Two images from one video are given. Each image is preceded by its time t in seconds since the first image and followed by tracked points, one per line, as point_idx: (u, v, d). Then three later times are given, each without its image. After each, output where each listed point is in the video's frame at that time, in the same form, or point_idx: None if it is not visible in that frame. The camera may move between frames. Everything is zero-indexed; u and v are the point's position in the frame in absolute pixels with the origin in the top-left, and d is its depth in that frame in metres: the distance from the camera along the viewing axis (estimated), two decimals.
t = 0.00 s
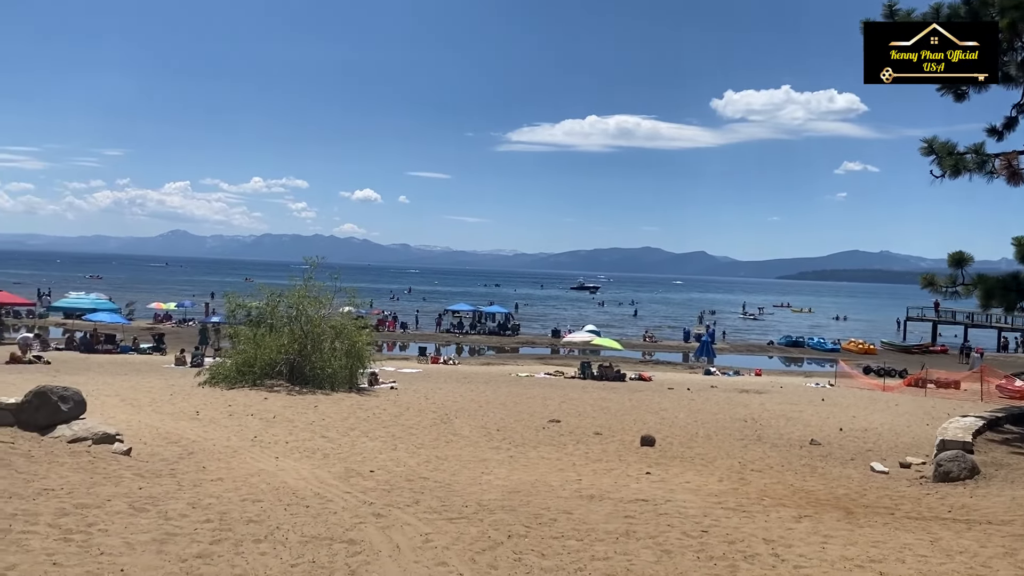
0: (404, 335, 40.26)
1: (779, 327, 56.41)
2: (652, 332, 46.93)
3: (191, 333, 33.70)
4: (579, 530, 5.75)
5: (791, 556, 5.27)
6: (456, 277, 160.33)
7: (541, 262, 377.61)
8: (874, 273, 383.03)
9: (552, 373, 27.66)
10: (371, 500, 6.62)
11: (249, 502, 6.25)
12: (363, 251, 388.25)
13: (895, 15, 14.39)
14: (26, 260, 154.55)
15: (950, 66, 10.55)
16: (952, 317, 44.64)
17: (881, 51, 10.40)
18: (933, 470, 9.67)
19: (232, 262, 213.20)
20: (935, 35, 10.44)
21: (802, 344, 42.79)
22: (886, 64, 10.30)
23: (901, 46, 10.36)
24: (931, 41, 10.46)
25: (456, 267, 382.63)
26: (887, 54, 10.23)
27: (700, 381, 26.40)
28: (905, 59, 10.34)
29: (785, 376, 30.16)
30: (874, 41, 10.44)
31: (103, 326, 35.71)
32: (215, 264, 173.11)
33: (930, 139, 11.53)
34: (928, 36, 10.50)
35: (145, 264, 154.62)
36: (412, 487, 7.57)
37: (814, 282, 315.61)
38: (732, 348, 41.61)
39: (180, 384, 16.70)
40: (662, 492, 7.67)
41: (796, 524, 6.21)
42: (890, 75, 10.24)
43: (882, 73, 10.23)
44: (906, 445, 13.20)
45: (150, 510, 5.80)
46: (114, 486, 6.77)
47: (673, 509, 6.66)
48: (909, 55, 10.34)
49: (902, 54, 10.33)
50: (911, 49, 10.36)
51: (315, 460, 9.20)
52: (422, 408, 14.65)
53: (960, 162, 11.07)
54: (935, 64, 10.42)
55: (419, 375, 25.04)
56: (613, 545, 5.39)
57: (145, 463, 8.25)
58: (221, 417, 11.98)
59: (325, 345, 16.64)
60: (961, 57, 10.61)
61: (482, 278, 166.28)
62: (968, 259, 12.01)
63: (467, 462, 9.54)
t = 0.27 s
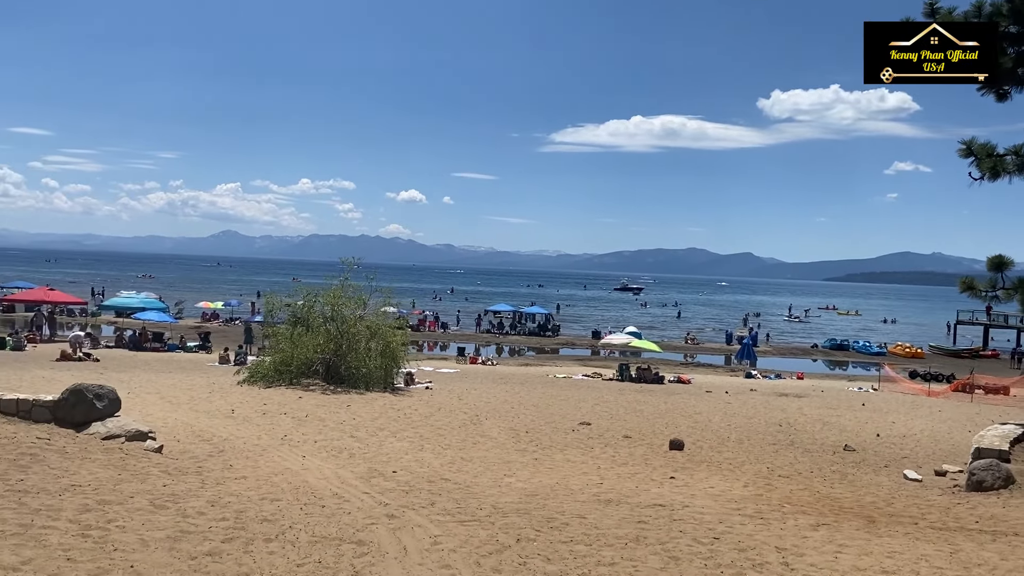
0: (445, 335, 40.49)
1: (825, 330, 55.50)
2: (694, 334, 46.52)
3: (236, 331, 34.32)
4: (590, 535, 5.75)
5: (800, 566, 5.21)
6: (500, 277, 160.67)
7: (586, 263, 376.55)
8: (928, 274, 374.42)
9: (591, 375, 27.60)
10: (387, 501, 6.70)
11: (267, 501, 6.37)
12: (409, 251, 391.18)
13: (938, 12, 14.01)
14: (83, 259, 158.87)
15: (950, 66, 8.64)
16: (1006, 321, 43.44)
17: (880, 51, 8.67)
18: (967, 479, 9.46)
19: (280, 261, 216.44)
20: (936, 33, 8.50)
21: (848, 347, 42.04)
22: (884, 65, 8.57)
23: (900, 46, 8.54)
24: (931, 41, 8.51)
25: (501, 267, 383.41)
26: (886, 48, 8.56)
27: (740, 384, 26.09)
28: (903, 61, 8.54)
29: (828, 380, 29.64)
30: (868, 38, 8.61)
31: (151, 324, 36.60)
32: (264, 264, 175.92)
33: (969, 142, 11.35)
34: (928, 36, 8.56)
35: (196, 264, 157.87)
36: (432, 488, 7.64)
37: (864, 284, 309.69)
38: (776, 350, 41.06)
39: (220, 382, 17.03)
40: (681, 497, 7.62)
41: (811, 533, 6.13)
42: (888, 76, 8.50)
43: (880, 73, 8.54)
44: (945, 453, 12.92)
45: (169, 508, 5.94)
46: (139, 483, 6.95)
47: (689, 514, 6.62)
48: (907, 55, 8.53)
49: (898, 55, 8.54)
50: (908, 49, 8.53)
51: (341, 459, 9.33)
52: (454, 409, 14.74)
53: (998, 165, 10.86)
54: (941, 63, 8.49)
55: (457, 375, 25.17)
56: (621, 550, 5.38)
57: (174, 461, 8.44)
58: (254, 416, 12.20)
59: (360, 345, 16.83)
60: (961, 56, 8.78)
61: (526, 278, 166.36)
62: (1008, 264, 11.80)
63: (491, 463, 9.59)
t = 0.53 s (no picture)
0: (464, 338, 40.54)
1: (849, 334, 54.92)
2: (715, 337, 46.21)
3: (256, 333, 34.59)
4: (581, 536, 5.70)
5: (791, 568, 5.14)
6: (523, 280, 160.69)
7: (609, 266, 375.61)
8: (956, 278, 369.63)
9: (608, 378, 27.49)
10: (382, 501, 6.69)
11: (261, 500, 6.39)
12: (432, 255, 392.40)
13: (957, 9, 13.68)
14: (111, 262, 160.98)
15: (949, 67, 8.56)
16: None
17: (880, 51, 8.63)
18: (978, 484, 9.30)
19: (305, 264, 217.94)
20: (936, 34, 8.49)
21: (871, 351, 41.57)
22: (884, 65, 8.50)
23: (900, 46, 8.51)
24: (931, 41, 8.46)
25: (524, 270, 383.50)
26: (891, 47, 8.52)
27: (758, 387, 25.86)
28: (902, 61, 8.49)
29: (848, 384, 29.29)
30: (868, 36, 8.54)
31: (172, 326, 36.96)
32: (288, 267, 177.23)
33: (983, 141, 11.18)
34: (929, 36, 8.52)
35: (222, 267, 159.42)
36: (430, 488, 7.63)
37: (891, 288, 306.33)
38: (798, 354, 40.69)
39: (234, 383, 17.13)
40: (681, 500, 7.55)
41: (808, 536, 6.03)
42: (888, 76, 8.48)
43: (880, 73, 8.51)
44: (961, 458, 12.71)
45: (162, 505, 5.97)
46: (137, 480, 7.00)
47: (685, 516, 6.56)
48: (906, 56, 8.49)
49: (898, 54, 8.50)
50: (908, 49, 8.51)
51: (344, 459, 9.35)
52: (464, 411, 14.73)
53: (1013, 164, 10.67)
54: (937, 64, 8.44)
55: (473, 378, 25.15)
56: (609, 551, 5.33)
57: (177, 460, 8.49)
58: (263, 416, 12.26)
59: (373, 346, 16.85)
60: (960, 58, 8.71)
61: (549, 281, 166.25)
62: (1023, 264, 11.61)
63: (495, 464, 9.56)
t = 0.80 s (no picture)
0: (463, 341, 40.50)
1: (851, 337, 54.79)
2: (716, 341, 46.11)
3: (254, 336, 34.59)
4: (551, 540, 5.70)
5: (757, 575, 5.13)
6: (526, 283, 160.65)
7: (613, 269, 375.42)
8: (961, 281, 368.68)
9: (605, 381, 27.45)
10: (356, 505, 6.69)
11: (235, 505, 6.39)
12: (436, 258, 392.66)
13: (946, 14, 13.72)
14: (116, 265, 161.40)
15: (950, 67, 8.79)
16: None
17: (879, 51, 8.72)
18: (963, 488, 9.28)
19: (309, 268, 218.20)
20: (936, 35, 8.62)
21: (871, 354, 41.46)
22: (884, 65, 8.62)
23: (900, 45, 8.60)
24: (932, 42, 8.64)
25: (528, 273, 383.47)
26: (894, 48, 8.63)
27: (755, 391, 25.79)
28: (903, 61, 8.59)
29: (847, 388, 29.19)
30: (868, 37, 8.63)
31: (172, 329, 37.03)
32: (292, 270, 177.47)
33: (971, 144, 11.16)
34: (928, 36, 8.68)
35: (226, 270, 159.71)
36: (409, 492, 7.63)
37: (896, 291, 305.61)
38: (798, 357, 40.59)
39: (227, 387, 17.13)
40: (660, 504, 7.54)
41: (780, 541, 6.02)
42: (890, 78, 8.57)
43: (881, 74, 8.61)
44: (951, 462, 12.66)
45: (134, 510, 5.98)
46: (114, 484, 7.01)
47: (659, 521, 6.56)
48: (907, 56, 8.59)
49: (898, 54, 8.59)
50: (908, 50, 8.60)
51: (327, 462, 9.35)
52: (455, 414, 14.71)
53: (1000, 168, 10.65)
54: (937, 63, 8.59)
55: (469, 381, 25.13)
56: (577, 556, 5.32)
57: (159, 464, 8.51)
58: (252, 420, 12.27)
59: (366, 350, 16.75)
60: (961, 57, 9.02)
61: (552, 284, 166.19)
62: (1013, 268, 11.64)
63: (479, 468, 9.55)
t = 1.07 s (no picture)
0: (446, 345, 40.44)
1: (834, 340, 55.05)
2: (699, 344, 46.23)
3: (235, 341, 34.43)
4: (506, 545, 5.69)
5: None
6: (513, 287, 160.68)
7: (601, 273, 375.99)
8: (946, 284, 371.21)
9: (586, 385, 27.48)
10: (313, 510, 6.67)
11: (192, 511, 6.37)
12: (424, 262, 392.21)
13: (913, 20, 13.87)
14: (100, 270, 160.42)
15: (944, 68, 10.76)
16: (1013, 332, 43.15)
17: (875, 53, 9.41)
18: (927, 490, 9.35)
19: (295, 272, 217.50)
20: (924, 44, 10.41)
21: (852, 357, 41.69)
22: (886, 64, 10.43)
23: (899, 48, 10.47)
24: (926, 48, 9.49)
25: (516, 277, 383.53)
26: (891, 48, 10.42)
27: (735, 394, 25.87)
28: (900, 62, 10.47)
29: (827, 390, 29.33)
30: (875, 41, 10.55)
31: (152, 334, 36.84)
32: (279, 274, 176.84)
33: (936, 148, 11.21)
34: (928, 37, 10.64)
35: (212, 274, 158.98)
36: (371, 497, 7.62)
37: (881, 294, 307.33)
38: (780, 360, 40.75)
39: (202, 393, 17.04)
40: (622, 507, 7.57)
41: (734, 543, 6.05)
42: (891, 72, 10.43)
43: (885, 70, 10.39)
44: (921, 463, 12.75)
45: (88, 516, 5.94)
46: (72, 491, 6.96)
47: (617, 524, 6.58)
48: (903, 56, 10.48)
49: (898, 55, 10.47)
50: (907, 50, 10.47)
51: (294, 468, 9.32)
52: (429, 419, 14.69)
53: (964, 171, 10.70)
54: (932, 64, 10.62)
55: (449, 385, 25.10)
56: (528, 560, 5.33)
57: (122, 470, 8.46)
58: (222, 426, 12.21)
59: (342, 354, 16.78)
60: (960, 57, 10.83)
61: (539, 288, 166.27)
62: (979, 271, 11.81)
63: (446, 473, 9.54)
